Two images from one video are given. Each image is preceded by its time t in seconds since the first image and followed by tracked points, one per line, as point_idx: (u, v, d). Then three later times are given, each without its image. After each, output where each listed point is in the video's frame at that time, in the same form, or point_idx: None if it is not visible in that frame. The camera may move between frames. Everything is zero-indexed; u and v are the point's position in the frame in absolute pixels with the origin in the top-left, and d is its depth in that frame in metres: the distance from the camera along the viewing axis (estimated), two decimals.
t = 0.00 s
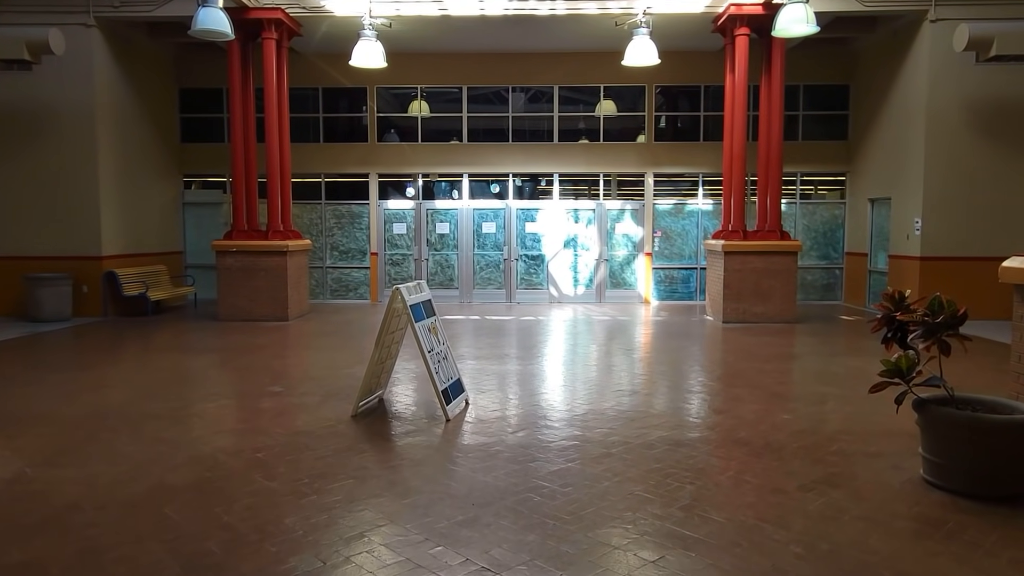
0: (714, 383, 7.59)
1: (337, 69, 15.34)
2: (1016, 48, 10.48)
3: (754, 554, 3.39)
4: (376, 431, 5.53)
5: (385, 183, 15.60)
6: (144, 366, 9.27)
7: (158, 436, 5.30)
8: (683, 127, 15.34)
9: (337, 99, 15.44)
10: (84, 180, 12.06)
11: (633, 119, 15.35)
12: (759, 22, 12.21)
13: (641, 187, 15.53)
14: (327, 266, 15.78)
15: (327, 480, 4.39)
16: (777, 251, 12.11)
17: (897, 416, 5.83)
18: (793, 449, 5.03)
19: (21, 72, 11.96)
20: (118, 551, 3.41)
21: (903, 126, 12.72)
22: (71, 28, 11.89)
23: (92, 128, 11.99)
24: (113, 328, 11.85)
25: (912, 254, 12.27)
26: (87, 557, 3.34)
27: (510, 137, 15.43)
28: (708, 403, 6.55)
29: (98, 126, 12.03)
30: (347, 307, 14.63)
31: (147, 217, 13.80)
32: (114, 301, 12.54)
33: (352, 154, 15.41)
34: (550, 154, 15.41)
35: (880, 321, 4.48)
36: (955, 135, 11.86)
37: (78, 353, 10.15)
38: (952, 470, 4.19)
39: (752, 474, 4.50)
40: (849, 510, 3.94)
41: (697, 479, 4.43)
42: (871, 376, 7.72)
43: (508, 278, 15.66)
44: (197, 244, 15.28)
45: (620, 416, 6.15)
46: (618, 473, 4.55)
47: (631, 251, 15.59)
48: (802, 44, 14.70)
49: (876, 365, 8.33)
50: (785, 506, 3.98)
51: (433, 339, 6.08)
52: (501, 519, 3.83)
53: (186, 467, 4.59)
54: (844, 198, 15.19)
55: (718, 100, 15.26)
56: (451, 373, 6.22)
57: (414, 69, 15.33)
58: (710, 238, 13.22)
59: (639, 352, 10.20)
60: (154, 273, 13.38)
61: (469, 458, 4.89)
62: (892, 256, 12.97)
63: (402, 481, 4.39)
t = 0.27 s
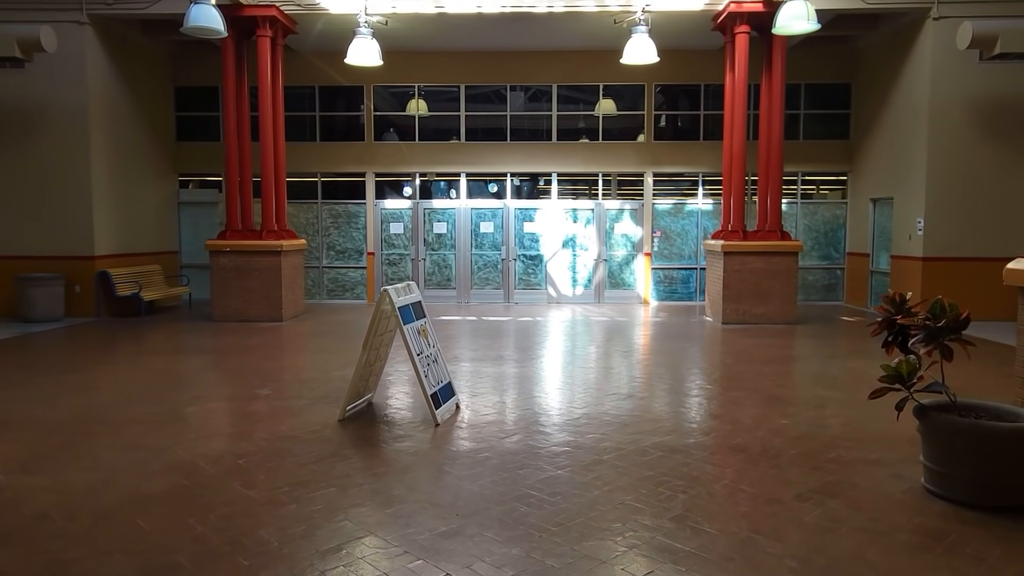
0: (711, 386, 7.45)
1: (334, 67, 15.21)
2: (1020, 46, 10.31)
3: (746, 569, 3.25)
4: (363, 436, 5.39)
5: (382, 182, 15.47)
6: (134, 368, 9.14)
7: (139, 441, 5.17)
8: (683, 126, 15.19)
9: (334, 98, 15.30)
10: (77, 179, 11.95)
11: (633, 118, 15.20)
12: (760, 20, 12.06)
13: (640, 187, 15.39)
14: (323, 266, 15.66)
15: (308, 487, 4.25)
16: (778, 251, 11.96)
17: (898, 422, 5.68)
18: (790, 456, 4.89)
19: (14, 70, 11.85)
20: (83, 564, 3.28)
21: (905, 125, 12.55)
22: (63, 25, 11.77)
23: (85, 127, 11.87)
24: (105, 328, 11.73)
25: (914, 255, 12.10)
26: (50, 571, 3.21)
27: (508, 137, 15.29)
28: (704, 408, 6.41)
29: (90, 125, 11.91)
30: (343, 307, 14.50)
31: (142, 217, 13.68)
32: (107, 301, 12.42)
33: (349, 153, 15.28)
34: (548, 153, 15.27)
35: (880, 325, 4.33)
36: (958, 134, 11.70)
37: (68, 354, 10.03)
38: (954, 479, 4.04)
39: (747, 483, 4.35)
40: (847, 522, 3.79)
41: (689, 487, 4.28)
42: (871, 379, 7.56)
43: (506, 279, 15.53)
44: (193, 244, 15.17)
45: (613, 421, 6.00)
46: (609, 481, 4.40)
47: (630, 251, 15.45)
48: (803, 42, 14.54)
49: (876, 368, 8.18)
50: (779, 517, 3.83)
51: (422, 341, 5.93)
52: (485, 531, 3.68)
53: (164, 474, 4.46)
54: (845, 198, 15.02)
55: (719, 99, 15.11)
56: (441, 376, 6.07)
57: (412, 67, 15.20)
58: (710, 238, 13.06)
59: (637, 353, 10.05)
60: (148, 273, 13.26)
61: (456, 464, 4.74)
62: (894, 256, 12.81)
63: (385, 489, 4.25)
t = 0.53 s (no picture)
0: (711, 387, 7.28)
1: (330, 63, 15.05)
2: None
3: None
4: (351, 438, 5.23)
5: (379, 179, 15.32)
6: (124, 367, 8.99)
7: (120, 443, 5.01)
8: (684, 123, 15.01)
9: (330, 94, 15.14)
10: (69, 176, 11.79)
11: (633, 115, 15.03)
12: (761, 14, 11.88)
13: (640, 184, 15.22)
14: (320, 264, 15.51)
15: (290, 493, 4.09)
16: (779, 249, 11.79)
17: (903, 424, 5.52)
18: (792, 460, 4.72)
19: (5, 65, 11.68)
20: None
21: (909, 121, 12.38)
22: (55, 20, 11.61)
23: (77, 123, 11.71)
24: (98, 327, 11.58)
25: (918, 253, 11.92)
26: None
27: (507, 133, 15.12)
28: (704, 409, 6.25)
29: (83, 121, 11.75)
30: (339, 306, 14.35)
31: (136, 215, 13.52)
32: (100, 300, 12.27)
33: (346, 150, 15.12)
34: (547, 150, 15.10)
35: (885, 324, 4.17)
36: (962, 130, 11.53)
37: (59, 354, 9.87)
38: (963, 485, 3.87)
39: (747, 489, 4.19)
40: (851, 530, 3.63)
41: (688, 493, 4.12)
42: (875, 380, 7.40)
43: (504, 277, 15.38)
44: (188, 242, 15.02)
45: (609, 423, 5.84)
46: (603, 487, 4.23)
47: (630, 249, 15.29)
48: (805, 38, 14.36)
49: (880, 368, 8.01)
50: (781, 525, 3.67)
51: (414, 341, 5.76)
52: (474, 539, 3.52)
53: (142, 479, 4.30)
54: (848, 195, 14.85)
55: (720, 95, 14.93)
56: (432, 377, 5.91)
57: (409, 63, 15.03)
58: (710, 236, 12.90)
59: (637, 353, 9.88)
60: (142, 271, 13.11)
61: (447, 468, 4.58)
62: (897, 254, 12.63)
63: (370, 494, 4.09)
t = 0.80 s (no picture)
0: (713, 391, 7.10)
1: (327, 60, 14.87)
2: None
3: None
4: (340, 445, 5.05)
5: (376, 178, 15.15)
6: (115, 368, 8.82)
7: (100, 449, 4.83)
8: (685, 121, 14.82)
9: (327, 92, 14.95)
10: (61, 174, 11.61)
11: (633, 112, 14.84)
12: (764, 10, 11.68)
13: (641, 183, 15.04)
14: (316, 263, 15.33)
15: (274, 504, 3.91)
16: (782, 248, 11.60)
17: (912, 431, 5.33)
18: (797, 469, 4.54)
19: None
20: None
21: (914, 119, 12.18)
22: (47, 16, 11.44)
23: (69, 121, 11.54)
24: (91, 328, 11.42)
25: (923, 253, 11.73)
26: None
27: (506, 131, 14.93)
28: (705, 414, 6.06)
29: (75, 118, 11.58)
30: (336, 306, 14.18)
31: (130, 213, 13.35)
32: (93, 300, 12.10)
33: (343, 148, 14.94)
34: (546, 148, 14.91)
35: (895, 328, 3.99)
36: (969, 128, 11.33)
37: (49, 354, 9.71)
38: (977, 497, 3.69)
39: (751, 500, 4.01)
40: (860, 546, 3.45)
41: (688, 505, 3.94)
42: (881, 383, 7.21)
43: (503, 277, 15.20)
44: (184, 241, 14.85)
45: (608, 428, 5.65)
46: (601, 498, 4.05)
47: (630, 249, 15.10)
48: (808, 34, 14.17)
49: (886, 371, 7.83)
50: (786, 540, 3.49)
51: (406, 344, 5.58)
52: (463, 555, 3.34)
53: (119, 489, 4.12)
54: (851, 194, 14.65)
55: (722, 92, 14.74)
56: (425, 381, 5.73)
57: (407, 60, 14.85)
58: (712, 235, 12.70)
59: (638, 355, 9.70)
60: (136, 270, 12.94)
61: (439, 477, 4.40)
62: (902, 254, 12.43)
63: (357, 505, 3.91)
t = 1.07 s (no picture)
0: (716, 393, 6.93)
1: (324, 57, 14.71)
2: None
3: None
4: (329, 450, 4.89)
5: (375, 176, 15.00)
6: (107, 369, 8.68)
7: (81, 455, 4.68)
8: (687, 118, 14.64)
9: (325, 89, 14.80)
10: (54, 173, 11.48)
11: (635, 109, 14.67)
12: (767, 5, 11.50)
13: (642, 181, 14.86)
14: (314, 262, 15.19)
15: (256, 516, 3.75)
16: (785, 247, 11.42)
17: (920, 437, 5.16)
18: (802, 478, 4.37)
19: None
20: None
21: (919, 116, 11.99)
22: (40, 12, 11.30)
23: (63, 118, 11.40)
24: (85, 328, 11.28)
25: (928, 252, 11.54)
26: None
27: (506, 129, 14.77)
28: (706, 418, 5.90)
29: (69, 116, 11.44)
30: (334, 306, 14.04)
31: (125, 212, 13.21)
32: (88, 299, 11.96)
33: (341, 146, 14.79)
34: (546, 145, 14.74)
35: (904, 331, 3.87)
36: (975, 125, 11.13)
37: (40, 355, 9.57)
38: (991, 510, 3.52)
39: (753, 511, 3.85)
40: (868, 562, 3.29)
41: (688, 517, 3.78)
42: (887, 386, 7.05)
43: (503, 276, 15.04)
44: (181, 239, 14.72)
45: (605, 434, 5.48)
46: (597, 509, 3.89)
47: (632, 248, 14.94)
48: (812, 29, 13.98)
49: (892, 373, 7.66)
50: (790, 556, 3.33)
51: (398, 347, 5.43)
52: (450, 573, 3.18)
53: (98, 497, 3.97)
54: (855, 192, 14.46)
55: (724, 89, 14.56)
56: (418, 385, 5.57)
57: (405, 57, 14.69)
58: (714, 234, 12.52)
59: (639, 356, 9.54)
60: (132, 270, 12.81)
61: (430, 486, 4.24)
62: (907, 253, 12.25)
63: (343, 517, 3.75)
